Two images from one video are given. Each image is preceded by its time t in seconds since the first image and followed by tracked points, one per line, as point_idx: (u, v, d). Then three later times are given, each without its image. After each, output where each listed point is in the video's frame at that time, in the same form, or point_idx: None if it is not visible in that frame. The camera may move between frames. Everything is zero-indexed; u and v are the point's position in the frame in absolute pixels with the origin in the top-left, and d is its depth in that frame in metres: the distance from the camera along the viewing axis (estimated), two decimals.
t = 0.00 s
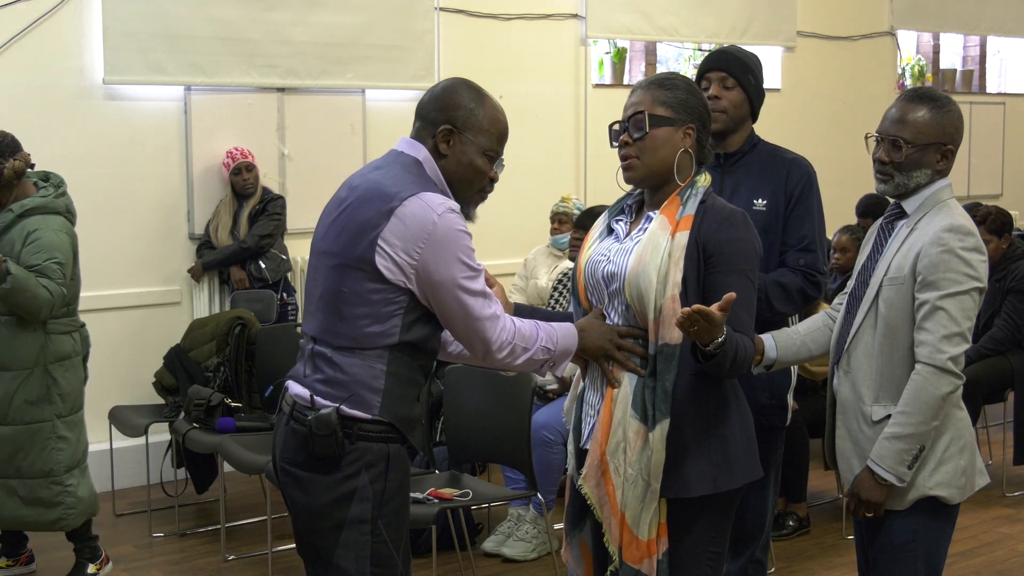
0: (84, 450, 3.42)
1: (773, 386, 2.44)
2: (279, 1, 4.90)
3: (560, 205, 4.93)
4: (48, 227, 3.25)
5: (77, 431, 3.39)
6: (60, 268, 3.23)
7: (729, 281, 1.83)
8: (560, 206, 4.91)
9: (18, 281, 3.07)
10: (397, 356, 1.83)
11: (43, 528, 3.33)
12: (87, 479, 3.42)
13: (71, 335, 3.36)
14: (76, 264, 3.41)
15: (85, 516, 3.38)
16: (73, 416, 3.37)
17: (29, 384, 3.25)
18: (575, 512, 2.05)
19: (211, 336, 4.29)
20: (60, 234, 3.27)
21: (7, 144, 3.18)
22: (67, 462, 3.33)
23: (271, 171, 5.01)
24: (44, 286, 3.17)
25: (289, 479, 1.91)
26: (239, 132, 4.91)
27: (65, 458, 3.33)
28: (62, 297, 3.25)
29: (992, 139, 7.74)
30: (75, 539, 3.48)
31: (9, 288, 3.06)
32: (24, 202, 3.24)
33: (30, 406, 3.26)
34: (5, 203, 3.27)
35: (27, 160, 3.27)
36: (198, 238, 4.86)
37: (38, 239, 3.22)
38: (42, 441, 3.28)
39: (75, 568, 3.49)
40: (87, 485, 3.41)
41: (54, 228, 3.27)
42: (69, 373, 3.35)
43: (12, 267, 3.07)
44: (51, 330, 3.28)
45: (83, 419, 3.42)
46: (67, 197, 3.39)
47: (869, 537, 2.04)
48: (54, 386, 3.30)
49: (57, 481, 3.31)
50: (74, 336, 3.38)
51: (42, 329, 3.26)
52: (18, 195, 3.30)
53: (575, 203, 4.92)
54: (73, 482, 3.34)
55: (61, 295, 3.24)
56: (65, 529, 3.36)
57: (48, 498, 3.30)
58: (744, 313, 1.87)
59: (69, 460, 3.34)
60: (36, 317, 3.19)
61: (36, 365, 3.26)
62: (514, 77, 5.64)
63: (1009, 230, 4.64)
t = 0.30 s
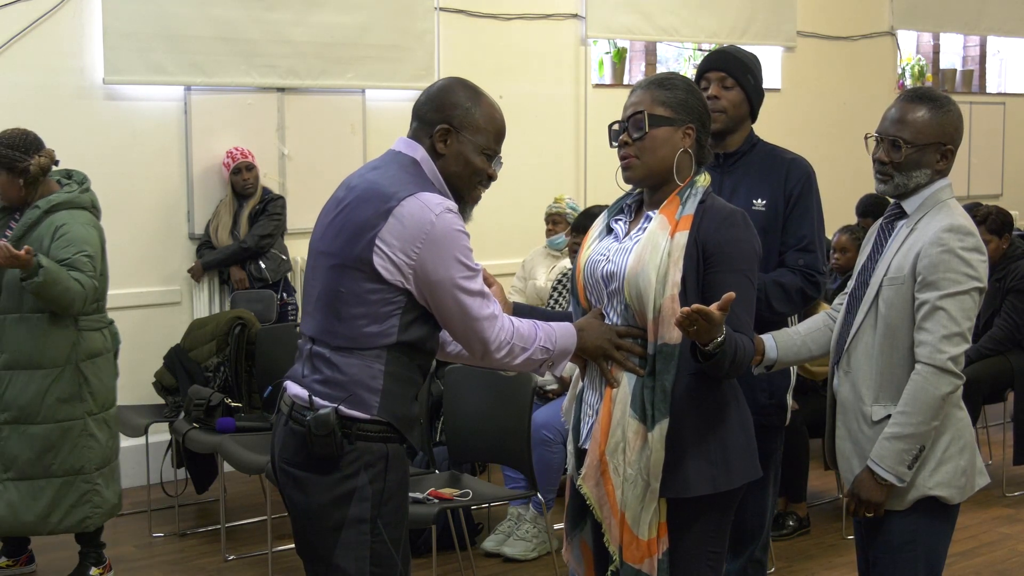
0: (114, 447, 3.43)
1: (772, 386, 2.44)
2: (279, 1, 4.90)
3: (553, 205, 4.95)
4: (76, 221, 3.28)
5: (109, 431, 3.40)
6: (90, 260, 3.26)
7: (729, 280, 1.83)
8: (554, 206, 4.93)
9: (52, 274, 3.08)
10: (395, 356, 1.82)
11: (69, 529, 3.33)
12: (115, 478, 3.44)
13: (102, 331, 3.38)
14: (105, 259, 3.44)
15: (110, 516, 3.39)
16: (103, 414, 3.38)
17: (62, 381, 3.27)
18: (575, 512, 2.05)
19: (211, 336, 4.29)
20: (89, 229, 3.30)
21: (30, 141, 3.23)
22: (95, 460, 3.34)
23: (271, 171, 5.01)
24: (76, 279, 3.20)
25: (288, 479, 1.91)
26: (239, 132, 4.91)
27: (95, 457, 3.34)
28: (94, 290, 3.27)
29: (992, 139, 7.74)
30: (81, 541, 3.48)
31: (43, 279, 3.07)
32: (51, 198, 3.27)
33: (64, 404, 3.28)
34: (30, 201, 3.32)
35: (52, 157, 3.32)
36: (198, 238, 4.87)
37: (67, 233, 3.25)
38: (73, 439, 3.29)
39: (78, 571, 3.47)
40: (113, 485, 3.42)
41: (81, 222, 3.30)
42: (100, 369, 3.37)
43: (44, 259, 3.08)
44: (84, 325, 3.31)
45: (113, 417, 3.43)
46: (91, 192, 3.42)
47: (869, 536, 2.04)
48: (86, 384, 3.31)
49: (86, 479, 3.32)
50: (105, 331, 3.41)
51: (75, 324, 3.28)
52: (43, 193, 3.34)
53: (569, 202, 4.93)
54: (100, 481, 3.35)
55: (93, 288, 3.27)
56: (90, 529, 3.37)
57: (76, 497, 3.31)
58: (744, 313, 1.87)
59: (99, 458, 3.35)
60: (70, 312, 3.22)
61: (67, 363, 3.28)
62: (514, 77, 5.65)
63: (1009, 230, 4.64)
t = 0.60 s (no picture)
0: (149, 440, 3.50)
1: (770, 386, 2.44)
2: (279, 1, 4.90)
3: (552, 205, 4.96)
4: (90, 215, 3.28)
5: (141, 425, 3.45)
6: (107, 254, 3.25)
7: (729, 281, 1.83)
8: (552, 206, 4.94)
9: (71, 269, 3.07)
10: (395, 356, 1.82)
11: (111, 529, 3.36)
12: (152, 471, 3.49)
13: (124, 325, 3.40)
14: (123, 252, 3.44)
15: (152, 510, 3.46)
16: (135, 408, 3.43)
17: (92, 378, 3.29)
18: (574, 512, 2.05)
19: (211, 336, 4.29)
20: (104, 222, 3.30)
21: (43, 140, 3.25)
22: (133, 454, 3.40)
23: (271, 171, 5.01)
24: (96, 272, 3.19)
25: (288, 479, 1.91)
26: (239, 132, 4.91)
27: (131, 451, 3.39)
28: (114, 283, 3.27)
29: (992, 139, 7.74)
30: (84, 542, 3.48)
31: (62, 276, 3.06)
32: (64, 195, 3.27)
33: (94, 401, 3.30)
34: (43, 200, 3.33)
35: (64, 156, 3.33)
36: (198, 238, 4.87)
37: (82, 228, 3.24)
38: (107, 434, 3.33)
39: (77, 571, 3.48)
40: (151, 478, 3.48)
41: (95, 216, 3.29)
42: (128, 363, 3.41)
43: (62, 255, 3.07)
44: (106, 320, 3.33)
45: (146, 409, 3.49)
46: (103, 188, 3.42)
47: (869, 536, 2.04)
48: (115, 378, 3.35)
49: (125, 474, 3.38)
50: (127, 325, 3.43)
51: (97, 319, 3.30)
52: (56, 192, 3.35)
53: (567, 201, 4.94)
54: (139, 474, 3.42)
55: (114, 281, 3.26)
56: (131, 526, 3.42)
57: (116, 493, 3.36)
58: (744, 313, 1.87)
59: (135, 453, 3.41)
60: (91, 307, 3.21)
61: (96, 359, 3.30)
62: (515, 77, 5.65)
63: (1009, 230, 4.64)
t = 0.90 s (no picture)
0: (162, 429, 3.48)
1: (770, 387, 2.44)
2: (279, 1, 4.90)
3: (559, 205, 4.97)
4: (76, 209, 3.27)
5: (150, 414, 3.43)
6: (94, 247, 3.22)
7: (730, 281, 1.83)
8: (559, 206, 4.95)
9: (52, 262, 3.05)
10: (396, 356, 1.82)
11: (128, 520, 3.35)
12: (167, 460, 3.48)
13: (122, 317, 3.39)
14: (116, 246, 3.42)
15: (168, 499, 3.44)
16: (142, 397, 3.40)
17: (91, 370, 3.28)
18: (574, 512, 2.05)
19: (211, 336, 4.29)
20: (93, 215, 3.28)
21: (29, 143, 3.26)
22: (143, 444, 3.38)
23: (271, 171, 5.01)
24: (80, 265, 3.17)
25: (289, 479, 1.91)
26: (239, 132, 4.91)
27: (140, 442, 3.37)
28: (102, 275, 3.24)
29: (992, 139, 7.74)
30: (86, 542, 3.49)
31: (42, 270, 3.04)
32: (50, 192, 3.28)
33: (96, 393, 3.29)
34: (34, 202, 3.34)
35: (51, 158, 3.33)
36: (198, 238, 4.87)
37: (67, 222, 3.24)
38: (113, 426, 3.31)
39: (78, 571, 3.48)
40: (167, 467, 3.46)
41: (83, 210, 3.28)
42: (129, 354, 3.39)
43: (42, 251, 3.05)
44: (101, 313, 3.32)
45: (155, 398, 3.46)
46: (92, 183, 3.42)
47: (869, 536, 2.04)
48: (115, 368, 3.34)
49: (136, 464, 3.36)
50: (126, 317, 3.41)
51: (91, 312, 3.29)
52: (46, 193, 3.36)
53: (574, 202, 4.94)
54: (151, 464, 3.40)
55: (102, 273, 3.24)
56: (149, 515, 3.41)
57: (129, 484, 3.35)
58: (744, 314, 1.87)
59: (144, 443, 3.38)
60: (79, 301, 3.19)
61: (94, 351, 3.29)
62: (515, 77, 5.65)
63: (1009, 230, 4.65)
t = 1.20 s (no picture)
0: (127, 430, 3.40)
1: (771, 387, 2.44)
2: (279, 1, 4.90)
3: (563, 206, 4.97)
4: (48, 207, 3.22)
5: (115, 414, 3.35)
6: (64, 243, 3.16)
7: (730, 281, 1.83)
8: (564, 206, 4.95)
9: (15, 259, 2.99)
10: (397, 356, 1.82)
11: (86, 520, 3.31)
12: (131, 462, 3.41)
13: (95, 318, 3.33)
14: (91, 245, 3.37)
15: (128, 502, 3.37)
16: (108, 398, 3.34)
17: (55, 368, 3.24)
18: (575, 512, 2.05)
19: (211, 336, 4.29)
20: (66, 212, 3.24)
21: (7, 142, 3.28)
22: (104, 445, 3.31)
23: (271, 171, 5.01)
24: (47, 262, 3.10)
25: (290, 479, 1.91)
26: (239, 132, 4.91)
27: (100, 442, 3.30)
28: (71, 273, 3.18)
29: (992, 139, 7.74)
30: (82, 542, 3.48)
31: (4, 265, 2.98)
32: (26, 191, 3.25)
33: (60, 392, 3.25)
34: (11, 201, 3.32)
35: (27, 157, 3.33)
36: (198, 238, 4.86)
37: (39, 219, 3.19)
38: (74, 425, 3.26)
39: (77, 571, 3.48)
40: (130, 469, 3.39)
41: (55, 208, 3.23)
42: (98, 354, 3.32)
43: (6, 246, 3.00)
44: (71, 312, 3.26)
45: (122, 399, 3.39)
46: (70, 181, 3.38)
47: (869, 536, 2.04)
48: (81, 368, 3.28)
49: (96, 465, 3.30)
50: (99, 318, 3.36)
51: (62, 311, 3.24)
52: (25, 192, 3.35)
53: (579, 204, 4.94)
54: (111, 465, 3.33)
55: (72, 271, 3.18)
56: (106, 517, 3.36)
57: (87, 485, 3.29)
58: (745, 314, 1.87)
59: (106, 444, 3.31)
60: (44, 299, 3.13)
61: (61, 351, 3.25)
62: (514, 77, 5.65)
63: (1009, 229, 4.65)
